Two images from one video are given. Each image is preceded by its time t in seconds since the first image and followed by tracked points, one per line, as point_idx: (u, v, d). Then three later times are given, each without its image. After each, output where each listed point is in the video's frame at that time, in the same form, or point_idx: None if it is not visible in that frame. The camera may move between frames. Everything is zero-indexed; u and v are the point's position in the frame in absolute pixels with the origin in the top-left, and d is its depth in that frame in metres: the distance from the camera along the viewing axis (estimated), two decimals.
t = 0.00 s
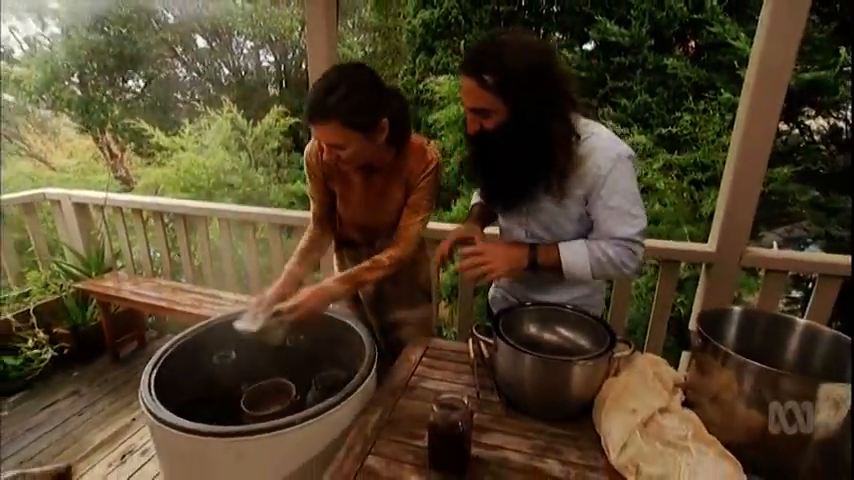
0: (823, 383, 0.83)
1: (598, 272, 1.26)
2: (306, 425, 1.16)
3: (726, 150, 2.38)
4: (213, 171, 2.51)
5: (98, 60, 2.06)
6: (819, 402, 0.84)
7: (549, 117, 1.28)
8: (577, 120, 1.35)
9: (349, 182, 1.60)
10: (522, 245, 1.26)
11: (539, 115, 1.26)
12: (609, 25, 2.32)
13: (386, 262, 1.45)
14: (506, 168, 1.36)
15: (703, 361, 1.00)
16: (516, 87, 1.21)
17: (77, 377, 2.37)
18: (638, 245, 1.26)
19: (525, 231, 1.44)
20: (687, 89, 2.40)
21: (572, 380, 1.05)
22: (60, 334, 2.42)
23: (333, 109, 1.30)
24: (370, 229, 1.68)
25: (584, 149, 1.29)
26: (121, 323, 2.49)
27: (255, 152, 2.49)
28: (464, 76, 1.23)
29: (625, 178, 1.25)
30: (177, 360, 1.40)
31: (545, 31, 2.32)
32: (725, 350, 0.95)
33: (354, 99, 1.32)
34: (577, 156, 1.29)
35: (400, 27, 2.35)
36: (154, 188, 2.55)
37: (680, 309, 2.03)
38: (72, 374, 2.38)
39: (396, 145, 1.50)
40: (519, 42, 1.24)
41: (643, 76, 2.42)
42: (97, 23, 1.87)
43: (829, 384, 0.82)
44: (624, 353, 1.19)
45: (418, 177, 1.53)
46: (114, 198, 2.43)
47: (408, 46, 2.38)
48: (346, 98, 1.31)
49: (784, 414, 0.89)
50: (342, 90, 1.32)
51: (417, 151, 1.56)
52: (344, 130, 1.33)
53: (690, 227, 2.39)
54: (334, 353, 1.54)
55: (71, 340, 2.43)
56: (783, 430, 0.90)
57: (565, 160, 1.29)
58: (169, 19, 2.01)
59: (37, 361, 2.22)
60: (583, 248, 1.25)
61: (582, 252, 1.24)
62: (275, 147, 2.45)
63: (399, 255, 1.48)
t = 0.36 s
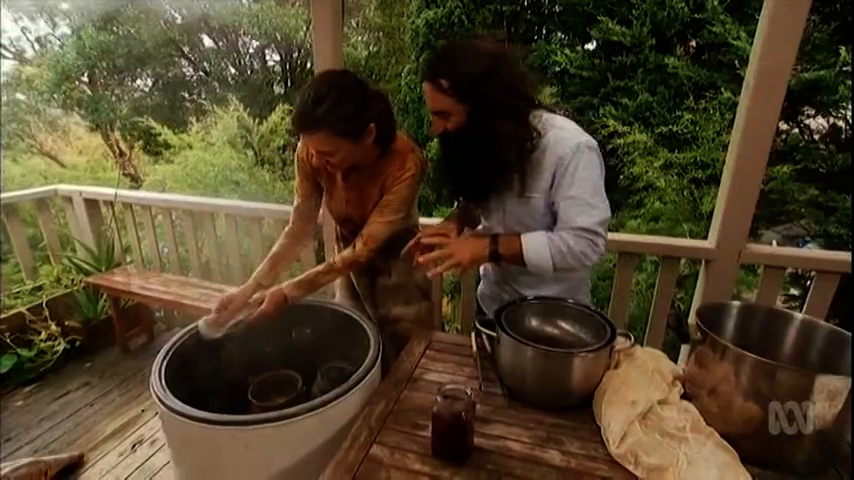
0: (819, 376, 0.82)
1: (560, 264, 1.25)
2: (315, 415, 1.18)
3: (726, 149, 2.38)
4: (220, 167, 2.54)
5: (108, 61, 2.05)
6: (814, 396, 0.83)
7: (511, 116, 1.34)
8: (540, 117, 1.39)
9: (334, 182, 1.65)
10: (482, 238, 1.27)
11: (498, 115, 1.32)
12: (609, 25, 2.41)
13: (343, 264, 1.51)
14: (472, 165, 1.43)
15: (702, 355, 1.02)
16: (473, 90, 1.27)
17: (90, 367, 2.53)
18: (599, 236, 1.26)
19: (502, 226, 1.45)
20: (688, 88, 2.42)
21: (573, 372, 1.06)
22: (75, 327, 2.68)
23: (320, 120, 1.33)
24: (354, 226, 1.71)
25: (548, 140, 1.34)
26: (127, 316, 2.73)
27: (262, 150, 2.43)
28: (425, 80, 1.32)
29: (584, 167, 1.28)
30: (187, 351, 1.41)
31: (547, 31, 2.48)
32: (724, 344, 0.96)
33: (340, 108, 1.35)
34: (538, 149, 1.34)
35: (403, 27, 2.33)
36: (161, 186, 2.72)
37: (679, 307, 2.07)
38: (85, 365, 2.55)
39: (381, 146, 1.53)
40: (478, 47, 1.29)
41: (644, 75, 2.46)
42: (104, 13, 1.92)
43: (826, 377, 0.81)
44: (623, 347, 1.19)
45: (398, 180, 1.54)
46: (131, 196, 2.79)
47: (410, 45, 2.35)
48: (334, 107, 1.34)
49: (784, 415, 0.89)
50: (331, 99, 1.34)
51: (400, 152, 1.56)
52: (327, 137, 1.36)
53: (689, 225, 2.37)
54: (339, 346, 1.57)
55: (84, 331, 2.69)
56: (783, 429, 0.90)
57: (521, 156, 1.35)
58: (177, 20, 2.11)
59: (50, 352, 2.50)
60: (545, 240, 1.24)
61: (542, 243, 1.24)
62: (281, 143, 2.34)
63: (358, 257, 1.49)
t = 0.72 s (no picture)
0: (809, 368, 0.84)
1: (547, 257, 1.27)
2: (316, 408, 1.20)
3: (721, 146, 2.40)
4: (221, 164, 2.59)
5: (111, 58, 1.99)
6: (803, 388, 0.86)
7: (498, 118, 1.36)
8: (525, 114, 1.41)
9: (325, 181, 1.66)
10: (472, 234, 1.26)
11: (485, 118, 1.34)
12: (608, 23, 2.43)
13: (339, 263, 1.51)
14: (459, 168, 1.44)
15: (696, 347, 1.01)
16: (458, 92, 1.29)
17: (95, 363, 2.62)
18: (583, 229, 1.28)
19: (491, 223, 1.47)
20: (684, 86, 2.44)
21: (571, 365, 1.08)
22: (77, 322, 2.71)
23: (316, 123, 1.34)
24: (347, 222, 1.73)
25: (533, 138, 1.36)
26: (131, 312, 2.82)
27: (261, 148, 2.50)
28: (411, 86, 1.32)
29: (570, 163, 1.30)
30: (189, 345, 1.42)
31: (545, 28, 2.50)
32: (718, 337, 0.94)
33: (335, 112, 1.36)
34: (523, 145, 1.36)
35: (402, 25, 2.35)
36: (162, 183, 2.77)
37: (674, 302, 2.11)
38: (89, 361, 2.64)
39: (373, 143, 1.54)
40: (460, 50, 1.31)
41: (641, 72, 2.48)
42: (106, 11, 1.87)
43: (816, 368, 0.84)
44: (619, 340, 1.21)
45: (390, 177, 1.56)
46: (132, 193, 2.81)
47: (410, 42, 2.38)
48: (330, 111, 1.35)
49: (784, 414, 0.90)
50: (326, 102, 1.35)
51: (390, 149, 1.58)
52: (322, 140, 1.37)
53: (685, 221, 2.47)
54: (339, 340, 1.59)
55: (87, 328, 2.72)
56: (783, 429, 0.91)
57: (509, 157, 1.37)
58: (177, 18, 2.12)
59: (54, 348, 2.40)
60: (532, 235, 1.25)
61: (530, 238, 1.25)
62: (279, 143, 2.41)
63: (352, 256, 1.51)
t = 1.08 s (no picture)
0: (804, 367, 0.85)
1: (555, 248, 1.28)
2: (312, 404, 1.20)
3: (717, 146, 2.44)
4: (218, 161, 2.58)
5: (106, 54, 2.17)
6: (797, 387, 0.87)
7: (503, 114, 1.34)
8: (525, 109, 1.41)
9: (324, 179, 1.66)
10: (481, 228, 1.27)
11: (489, 112, 1.32)
12: (606, 22, 2.43)
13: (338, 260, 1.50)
14: (461, 164, 1.44)
15: (692, 346, 1.02)
16: (463, 88, 1.27)
17: (92, 358, 2.63)
18: (589, 218, 1.30)
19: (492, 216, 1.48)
20: (682, 85, 2.45)
21: (567, 362, 1.09)
22: (74, 318, 2.72)
23: (322, 124, 1.35)
24: (345, 219, 1.74)
25: (537, 130, 1.38)
26: (131, 306, 2.78)
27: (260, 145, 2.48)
28: (413, 80, 1.29)
29: (574, 155, 1.33)
30: (186, 341, 1.42)
31: (544, 27, 2.47)
32: (713, 336, 0.95)
33: (338, 112, 1.36)
34: (527, 137, 1.38)
35: (401, 23, 2.32)
36: (161, 178, 2.79)
37: (669, 301, 2.13)
38: (86, 356, 2.65)
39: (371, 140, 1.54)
40: (463, 44, 1.28)
41: (639, 72, 2.49)
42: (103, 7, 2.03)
43: (811, 368, 0.85)
44: (615, 338, 1.22)
45: (387, 175, 1.56)
46: (130, 189, 2.82)
47: (409, 41, 2.36)
48: (334, 112, 1.35)
49: (783, 414, 0.90)
50: (330, 103, 1.35)
51: (386, 147, 1.58)
52: (325, 138, 1.37)
53: (681, 220, 2.50)
54: (336, 337, 1.59)
55: (84, 323, 2.72)
56: (783, 429, 0.92)
57: (513, 151, 1.37)
58: (177, 13, 2.13)
59: (52, 342, 2.57)
60: (540, 227, 1.26)
61: (538, 230, 1.26)
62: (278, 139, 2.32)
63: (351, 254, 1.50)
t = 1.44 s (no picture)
0: (805, 371, 0.86)
1: (566, 252, 1.29)
2: (312, 408, 1.20)
3: (716, 147, 2.44)
4: (218, 162, 2.64)
5: (106, 54, 2.10)
6: (798, 391, 0.87)
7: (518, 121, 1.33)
8: (541, 113, 1.42)
9: (331, 175, 1.64)
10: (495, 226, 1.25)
11: (506, 120, 1.31)
12: (604, 24, 2.43)
13: (354, 253, 1.50)
14: (474, 170, 1.41)
15: (692, 350, 1.02)
16: (481, 96, 1.25)
17: (90, 359, 2.62)
18: (599, 223, 1.33)
19: (499, 218, 1.49)
20: (680, 87, 2.46)
21: (566, 366, 1.09)
22: (72, 319, 2.71)
23: (344, 124, 1.35)
24: (350, 221, 1.71)
25: (552, 134, 1.39)
26: (130, 308, 2.78)
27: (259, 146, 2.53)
28: (429, 87, 1.26)
29: (588, 161, 1.36)
30: (185, 344, 1.42)
31: (542, 29, 2.49)
32: (714, 339, 0.96)
33: (361, 113, 1.37)
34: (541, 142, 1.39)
35: (401, 24, 2.36)
36: (161, 177, 2.80)
37: (667, 303, 2.14)
38: (84, 357, 2.65)
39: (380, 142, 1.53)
40: (478, 49, 1.27)
41: (638, 75, 2.49)
42: (102, 8, 1.88)
43: (812, 371, 0.85)
44: (615, 342, 1.22)
45: (399, 173, 1.57)
46: (129, 191, 2.82)
47: (408, 42, 2.40)
48: (354, 113, 1.35)
49: (784, 414, 0.90)
50: (350, 104, 1.35)
51: (395, 145, 1.58)
52: (345, 137, 1.37)
53: (680, 222, 2.49)
54: (335, 340, 1.59)
55: (81, 324, 2.72)
56: (783, 429, 0.92)
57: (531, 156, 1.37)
58: (175, 14, 2.06)
59: (49, 344, 2.56)
60: (555, 231, 1.27)
61: (554, 234, 1.26)
62: (278, 140, 2.43)
63: (366, 249, 1.51)
